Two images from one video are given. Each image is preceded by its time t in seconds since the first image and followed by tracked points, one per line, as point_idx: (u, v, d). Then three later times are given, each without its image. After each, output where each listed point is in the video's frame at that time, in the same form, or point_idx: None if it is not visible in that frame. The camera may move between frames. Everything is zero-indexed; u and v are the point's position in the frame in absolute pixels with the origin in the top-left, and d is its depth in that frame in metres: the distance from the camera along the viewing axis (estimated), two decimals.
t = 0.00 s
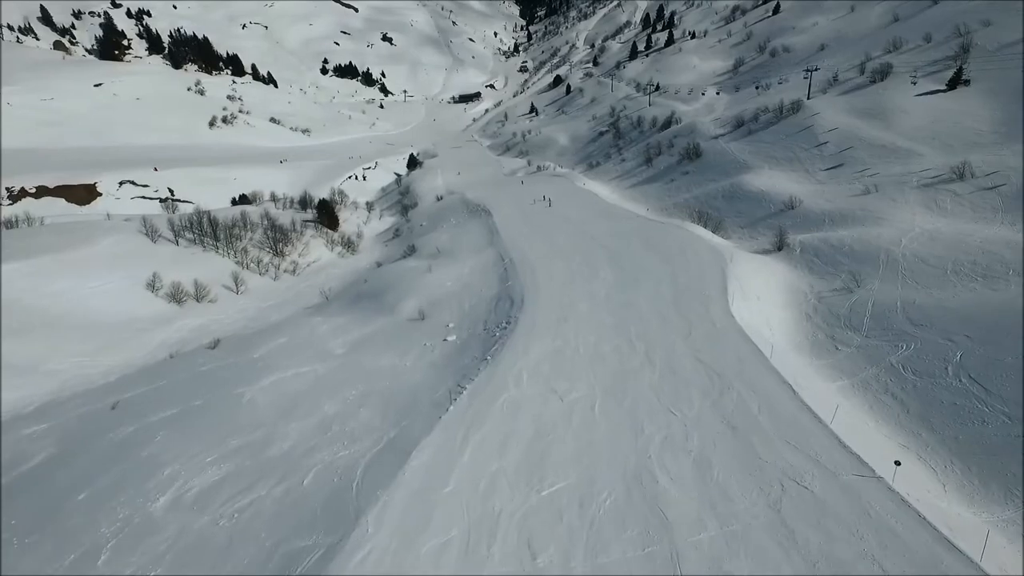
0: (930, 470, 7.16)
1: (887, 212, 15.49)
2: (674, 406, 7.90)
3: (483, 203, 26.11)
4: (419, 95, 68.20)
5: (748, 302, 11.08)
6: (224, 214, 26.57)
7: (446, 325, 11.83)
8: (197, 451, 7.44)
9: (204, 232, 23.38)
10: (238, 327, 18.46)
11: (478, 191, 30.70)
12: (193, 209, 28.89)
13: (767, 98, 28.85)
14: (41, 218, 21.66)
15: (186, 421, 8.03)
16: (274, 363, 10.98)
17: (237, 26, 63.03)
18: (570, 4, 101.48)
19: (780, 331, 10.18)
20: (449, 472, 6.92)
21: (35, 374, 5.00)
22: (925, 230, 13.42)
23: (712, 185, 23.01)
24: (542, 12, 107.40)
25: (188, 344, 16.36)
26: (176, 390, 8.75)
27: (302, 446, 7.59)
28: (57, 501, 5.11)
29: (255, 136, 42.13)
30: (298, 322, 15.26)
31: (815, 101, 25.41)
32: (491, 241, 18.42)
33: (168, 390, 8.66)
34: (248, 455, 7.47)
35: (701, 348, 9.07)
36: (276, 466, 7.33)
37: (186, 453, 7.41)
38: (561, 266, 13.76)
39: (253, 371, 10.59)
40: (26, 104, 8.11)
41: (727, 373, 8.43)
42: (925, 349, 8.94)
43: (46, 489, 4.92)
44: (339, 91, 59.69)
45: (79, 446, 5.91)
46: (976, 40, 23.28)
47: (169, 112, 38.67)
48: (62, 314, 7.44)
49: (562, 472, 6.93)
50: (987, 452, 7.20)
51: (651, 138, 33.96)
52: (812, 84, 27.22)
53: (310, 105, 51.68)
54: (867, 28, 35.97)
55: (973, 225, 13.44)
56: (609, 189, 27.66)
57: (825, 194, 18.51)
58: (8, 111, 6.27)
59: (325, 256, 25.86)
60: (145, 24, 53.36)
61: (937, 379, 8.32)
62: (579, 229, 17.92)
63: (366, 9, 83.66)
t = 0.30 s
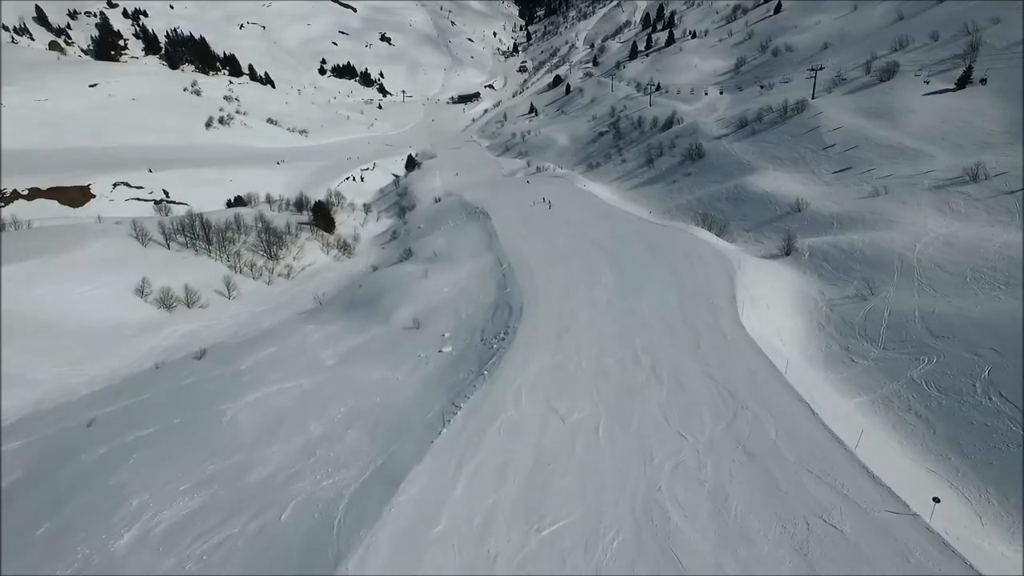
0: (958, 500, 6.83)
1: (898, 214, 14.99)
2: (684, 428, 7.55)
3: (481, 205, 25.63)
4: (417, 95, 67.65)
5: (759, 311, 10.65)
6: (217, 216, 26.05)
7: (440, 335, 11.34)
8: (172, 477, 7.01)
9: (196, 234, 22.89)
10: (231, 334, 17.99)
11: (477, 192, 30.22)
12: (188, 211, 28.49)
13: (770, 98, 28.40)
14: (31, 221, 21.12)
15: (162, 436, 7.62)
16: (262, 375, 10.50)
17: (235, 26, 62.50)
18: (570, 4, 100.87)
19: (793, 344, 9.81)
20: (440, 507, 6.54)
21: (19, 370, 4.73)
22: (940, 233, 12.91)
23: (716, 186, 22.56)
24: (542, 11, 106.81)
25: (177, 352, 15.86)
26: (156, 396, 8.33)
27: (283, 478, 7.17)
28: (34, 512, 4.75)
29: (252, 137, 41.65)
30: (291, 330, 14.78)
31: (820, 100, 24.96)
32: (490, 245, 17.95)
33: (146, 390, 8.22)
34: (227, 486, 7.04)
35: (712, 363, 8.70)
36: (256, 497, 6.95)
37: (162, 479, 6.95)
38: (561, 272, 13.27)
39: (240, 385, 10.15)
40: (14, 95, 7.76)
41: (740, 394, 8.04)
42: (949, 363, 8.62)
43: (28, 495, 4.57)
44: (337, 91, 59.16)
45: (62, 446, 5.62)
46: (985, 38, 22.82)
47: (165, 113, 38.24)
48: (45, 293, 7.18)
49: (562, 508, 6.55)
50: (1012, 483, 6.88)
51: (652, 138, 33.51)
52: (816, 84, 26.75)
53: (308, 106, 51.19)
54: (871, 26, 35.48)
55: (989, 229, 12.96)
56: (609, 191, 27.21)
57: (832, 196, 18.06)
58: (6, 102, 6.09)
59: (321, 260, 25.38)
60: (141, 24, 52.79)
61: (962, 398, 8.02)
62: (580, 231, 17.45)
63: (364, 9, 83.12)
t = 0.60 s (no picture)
0: (984, 537, 6.58)
1: (910, 218, 14.47)
2: (698, 459, 7.24)
3: (480, 208, 25.12)
4: (415, 95, 67.05)
5: (771, 321, 10.21)
6: (209, 220, 25.51)
7: (435, 346, 10.83)
8: (139, 513, 6.66)
9: (187, 238, 22.37)
10: (222, 342, 17.48)
11: (476, 194, 29.70)
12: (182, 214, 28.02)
13: (773, 98, 27.90)
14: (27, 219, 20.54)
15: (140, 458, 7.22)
16: (248, 389, 9.99)
17: (232, 26, 61.96)
18: (569, 3, 100.14)
19: (807, 358, 9.47)
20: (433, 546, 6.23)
21: (13, 382, 4.34)
22: (957, 239, 12.34)
23: (719, 189, 22.06)
24: (541, 11, 106.15)
25: (165, 362, 15.32)
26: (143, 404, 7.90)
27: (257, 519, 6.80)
28: (17, 541, 4.25)
29: (249, 138, 41.15)
30: (281, 339, 14.29)
31: (825, 100, 24.46)
32: (487, 250, 17.45)
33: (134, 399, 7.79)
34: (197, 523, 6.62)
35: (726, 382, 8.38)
36: (242, 542, 6.60)
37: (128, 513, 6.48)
38: (562, 279, 12.76)
39: (226, 394, 9.73)
40: (21, 100, 7.56)
41: (755, 419, 7.71)
42: (977, 382, 8.46)
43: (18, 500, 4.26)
44: (335, 91, 58.59)
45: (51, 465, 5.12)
46: (994, 36, 22.34)
47: (161, 114, 37.74)
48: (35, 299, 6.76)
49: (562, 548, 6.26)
50: None
51: (653, 138, 32.99)
52: (821, 83, 26.23)
53: (305, 106, 50.64)
54: (875, 25, 34.99)
55: (1007, 234, 12.45)
56: (609, 193, 26.70)
57: (840, 199, 17.58)
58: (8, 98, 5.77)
59: (316, 264, 24.86)
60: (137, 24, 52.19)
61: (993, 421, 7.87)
62: (580, 235, 16.98)
63: (363, 9, 82.51)
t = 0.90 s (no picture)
0: None
1: (924, 223, 13.93)
2: (712, 494, 6.78)
3: (478, 210, 24.63)
4: (414, 95, 66.49)
5: (784, 334, 9.70)
6: (202, 223, 24.98)
7: (429, 359, 10.30)
8: (102, 552, 5.86)
9: (179, 241, 21.88)
10: (212, 350, 16.98)
11: (474, 196, 29.19)
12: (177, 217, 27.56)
13: (778, 98, 27.36)
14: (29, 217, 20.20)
15: (105, 487, 6.51)
16: (231, 405, 9.47)
17: (230, 26, 61.47)
18: (569, 3, 99.64)
19: (824, 378, 8.96)
20: None
21: None
22: (976, 246, 11.77)
23: (722, 191, 21.56)
24: (541, 11, 105.55)
25: (152, 372, 14.82)
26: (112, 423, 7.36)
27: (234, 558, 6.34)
28: None
29: (246, 138, 40.64)
30: (272, 349, 13.78)
31: (831, 100, 23.95)
32: (486, 255, 16.93)
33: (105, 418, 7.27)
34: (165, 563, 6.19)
35: (740, 408, 7.89)
36: None
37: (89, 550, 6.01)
38: (564, 289, 12.23)
39: (209, 415, 9.02)
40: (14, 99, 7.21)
41: (775, 450, 7.26)
42: (1009, 405, 7.94)
43: None
44: (333, 92, 58.10)
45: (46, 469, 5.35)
46: (1006, 34, 21.80)
47: (158, 114, 37.27)
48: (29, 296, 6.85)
49: None
50: None
51: (655, 139, 32.46)
52: (827, 83, 25.67)
53: (303, 107, 50.12)
54: (879, 24, 34.49)
55: None
56: (610, 195, 26.17)
57: (848, 202, 17.08)
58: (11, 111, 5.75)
59: (311, 268, 24.34)
60: (135, 24, 51.76)
61: None
62: (581, 240, 16.47)
63: (362, 9, 82.09)
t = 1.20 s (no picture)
0: None
1: (943, 230, 13.34)
2: (731, 544, 6.30)
3: (478, 213, 24.09)
4: (414, 95, 65.85)
5: (801, 352, 9.19)
6: (194, 226, 24.39)
7: (423, 376, 9.76)
8: None
9: (170, 245, 21.31)
10: (202, 360, 16.45)
11: (474, 198, 28.64)
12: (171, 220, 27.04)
13: (784, 98, 26.79)
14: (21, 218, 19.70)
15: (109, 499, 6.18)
16: (213, 427, 8.93)
17: (229, 26, 60.90)
18: (570, 3, 98.94)
19: (844, 402, 8.46)
20: None
21: None
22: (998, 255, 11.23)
23: (727, 194, 21.00)
24: (542, 10, 104.85)
25: (139, 382, 14.29)
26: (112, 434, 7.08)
27: None
28: None
29: (244, 139, 40.08)
30: (261, 361, 13.19)
31: (839, 101, 23.37)
32: (485, 261, 16.39)
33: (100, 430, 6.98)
34: None
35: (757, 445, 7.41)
36: None
37: None
38: (566, 299, 11.68)
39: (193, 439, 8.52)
40: None
41: (797, 494, 6.79)
42: None
43: None
44: (332, 92, 57.53)
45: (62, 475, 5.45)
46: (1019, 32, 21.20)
47: (155, 114, 36.75)
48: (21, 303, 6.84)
49: None
50: None
51: (658, 140, 31.88)
52: (835, 83, 25.09)
53: (302, 107, 49.54)
54: (886, 24, 33.88)
55: None
56: (612, 197, 25.63)
57: (859, 206, 16.53)
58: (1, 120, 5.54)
59: (306, 272, 23.78)
60: (133, 23, 51.27)
61: None
62: (583, 245, 15.92)
63: (362, 9, 81.51)
